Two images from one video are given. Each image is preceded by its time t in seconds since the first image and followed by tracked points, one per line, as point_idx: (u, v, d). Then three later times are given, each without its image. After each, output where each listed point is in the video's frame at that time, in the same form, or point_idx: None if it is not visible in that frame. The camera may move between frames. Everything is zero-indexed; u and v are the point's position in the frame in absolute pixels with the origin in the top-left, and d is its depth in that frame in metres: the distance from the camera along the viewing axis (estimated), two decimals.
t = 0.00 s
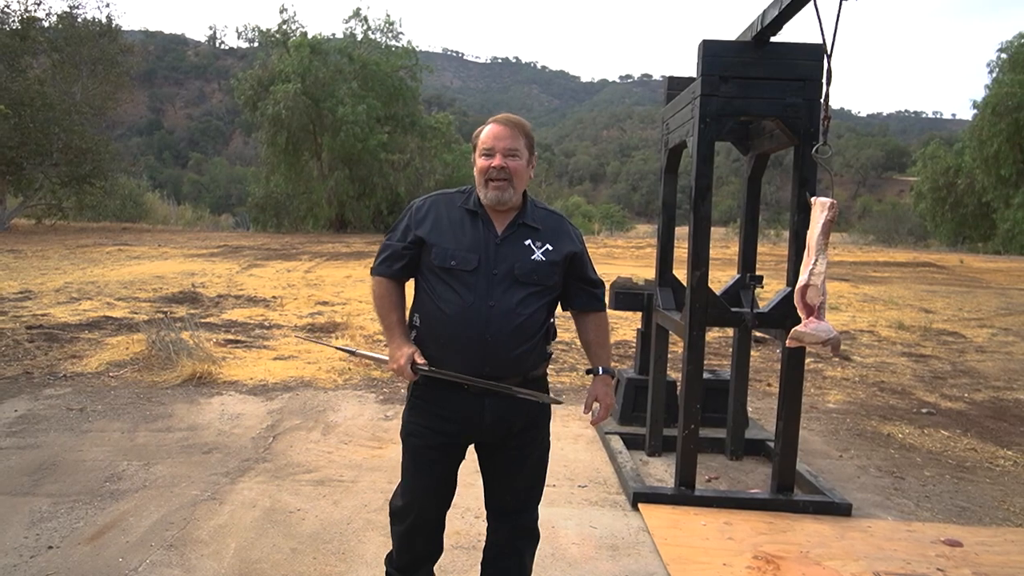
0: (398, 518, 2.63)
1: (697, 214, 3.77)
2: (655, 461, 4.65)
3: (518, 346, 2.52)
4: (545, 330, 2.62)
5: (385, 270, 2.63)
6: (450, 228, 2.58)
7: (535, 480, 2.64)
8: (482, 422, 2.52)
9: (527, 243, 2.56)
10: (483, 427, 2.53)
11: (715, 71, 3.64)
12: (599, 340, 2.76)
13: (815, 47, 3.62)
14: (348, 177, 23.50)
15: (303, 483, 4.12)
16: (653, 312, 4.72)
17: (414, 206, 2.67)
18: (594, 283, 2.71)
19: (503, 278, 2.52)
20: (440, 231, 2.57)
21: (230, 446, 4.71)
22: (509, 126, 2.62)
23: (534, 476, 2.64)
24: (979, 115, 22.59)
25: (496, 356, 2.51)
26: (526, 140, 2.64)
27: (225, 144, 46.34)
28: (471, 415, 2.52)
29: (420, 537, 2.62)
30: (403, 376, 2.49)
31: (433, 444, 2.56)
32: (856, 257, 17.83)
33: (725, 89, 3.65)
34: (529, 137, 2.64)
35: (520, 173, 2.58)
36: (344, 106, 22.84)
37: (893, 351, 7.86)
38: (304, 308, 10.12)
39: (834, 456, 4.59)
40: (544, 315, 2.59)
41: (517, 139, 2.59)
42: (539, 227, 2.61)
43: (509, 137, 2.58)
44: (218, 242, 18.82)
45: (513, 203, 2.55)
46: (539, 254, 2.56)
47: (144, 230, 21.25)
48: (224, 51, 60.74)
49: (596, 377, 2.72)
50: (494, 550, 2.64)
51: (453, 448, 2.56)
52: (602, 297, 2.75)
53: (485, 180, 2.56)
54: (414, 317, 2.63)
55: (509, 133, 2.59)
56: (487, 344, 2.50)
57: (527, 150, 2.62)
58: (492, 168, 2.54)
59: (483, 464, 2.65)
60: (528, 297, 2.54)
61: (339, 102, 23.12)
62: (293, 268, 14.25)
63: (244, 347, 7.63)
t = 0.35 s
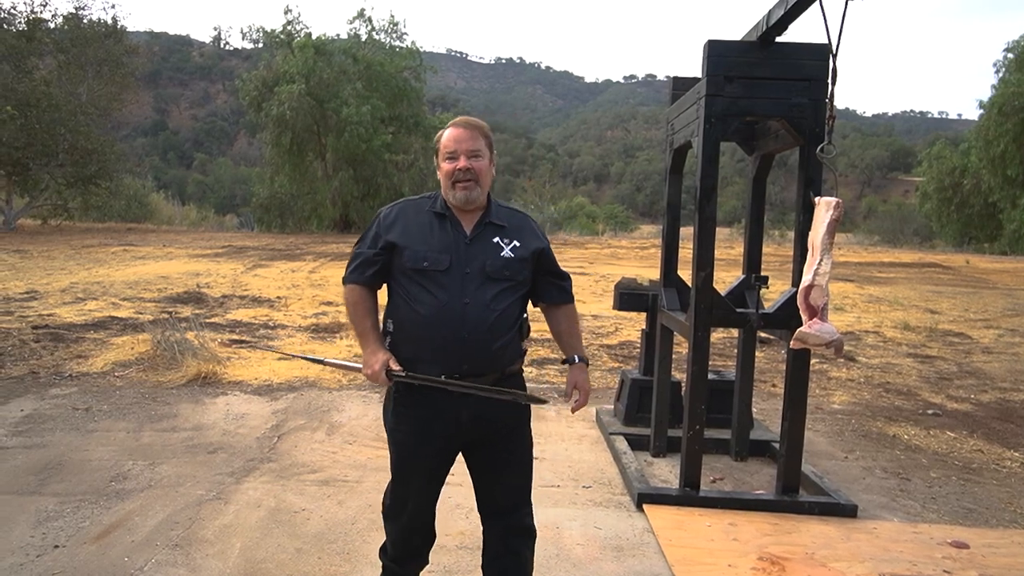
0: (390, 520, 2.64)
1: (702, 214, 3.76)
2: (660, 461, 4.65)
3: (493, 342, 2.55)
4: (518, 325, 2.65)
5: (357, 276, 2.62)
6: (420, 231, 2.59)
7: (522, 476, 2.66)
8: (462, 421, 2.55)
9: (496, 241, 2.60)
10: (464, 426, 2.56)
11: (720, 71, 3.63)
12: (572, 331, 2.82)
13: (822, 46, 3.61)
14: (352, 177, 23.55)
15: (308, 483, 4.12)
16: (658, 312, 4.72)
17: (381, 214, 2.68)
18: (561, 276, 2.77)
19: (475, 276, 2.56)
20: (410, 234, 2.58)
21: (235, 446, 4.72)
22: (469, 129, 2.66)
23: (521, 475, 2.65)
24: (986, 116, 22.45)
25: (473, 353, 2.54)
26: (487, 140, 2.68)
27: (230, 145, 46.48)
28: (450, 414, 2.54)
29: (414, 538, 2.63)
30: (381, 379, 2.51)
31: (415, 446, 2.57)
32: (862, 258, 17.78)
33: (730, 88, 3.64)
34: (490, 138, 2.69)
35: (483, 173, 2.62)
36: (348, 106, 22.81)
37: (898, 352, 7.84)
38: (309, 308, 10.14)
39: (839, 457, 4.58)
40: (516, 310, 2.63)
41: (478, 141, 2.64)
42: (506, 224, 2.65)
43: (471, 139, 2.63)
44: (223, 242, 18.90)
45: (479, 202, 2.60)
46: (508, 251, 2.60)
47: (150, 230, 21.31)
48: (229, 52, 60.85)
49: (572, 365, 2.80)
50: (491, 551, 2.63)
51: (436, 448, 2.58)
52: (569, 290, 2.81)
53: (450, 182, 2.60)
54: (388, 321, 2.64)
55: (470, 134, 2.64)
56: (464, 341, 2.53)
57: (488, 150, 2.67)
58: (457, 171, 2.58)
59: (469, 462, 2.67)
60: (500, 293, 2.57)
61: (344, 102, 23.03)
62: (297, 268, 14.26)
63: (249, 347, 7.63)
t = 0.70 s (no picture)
0: (380, 512, 2.74)
1: (707, 214, 3.76)
2: (665, 461, 4.65)
3: (462, 333, 2.61)
4: (484, 314, 2.72)
5: (325, 268, 2.66)
6: (385, 229, 2.66)
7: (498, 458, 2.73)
8: (437, 410, 2.62)
9: (459, 235, 2.66)
10: (438, 415, 2.64)
11: (726, 71, 3.63)
12: (532, 317, 2.86)
13: (829, 46, 3.60)
14: (357, 178, 23.58)
15: (313, 483, 4.13)
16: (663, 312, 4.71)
17: (346, 212, 2.73)
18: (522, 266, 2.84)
19: (442, 271, 2.62)
20: (376, 232, 2.65)
21: (241, 446, 4.73)
22: (427, 127, 2.70)
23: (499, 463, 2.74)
24: (992, 115, 22.34)
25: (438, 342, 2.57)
26: (445, 138, 2.73)
27: (234, 145, 46.60)
28: (424, 403, 2.62)
29: (400, 526, 2.73)
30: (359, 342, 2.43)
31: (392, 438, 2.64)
32: (867, 258, 17.75)
33: (736, 89, 3.64)
34: (448, 135, 2.73)
35: (442, 171, 2.67)
36: (353, 106, 22.80)
37: (904, 352, 7.82)
38: (314, 308, 10.15)
39: (844, 458, 4.57)
40: (481, 301, 2.70)
41: (436, 139, 2.67)
42: (469, 219, 2.71)
43: (429, 137, 2.67)
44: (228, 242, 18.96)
45: (439, 198, 2.66)
46: (471, 244, 2.67)
47: (155, 231, 21.38)
48: (233, 53, 60.93)
49: (530, 347, 2.82)
50: (476, 539, 2.71)
51: (414, 438, 2.65)
52: (530, 278, 2.87)
53: (410, 180, 2.65)
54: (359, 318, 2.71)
55: (428, 132, 2.67)
56: (430, 332, 2.57)
57: (447, 148, 2.71)
58: (417, 169, 2.63)
59: (447, 449, 2.75)
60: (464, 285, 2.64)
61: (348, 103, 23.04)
62: (302, 268, 14.29)
63: (254, 347, 7.65)
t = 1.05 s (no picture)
0: (388, 508, 2.74)
1: (713, 214, 3.75)
2: (669, 462, 4.64)
3: (473, 324, 2.81)
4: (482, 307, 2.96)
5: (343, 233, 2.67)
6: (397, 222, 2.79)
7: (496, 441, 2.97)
8: (450, 398, 2.79)
9: (463, 232, 2.88)
10: (449, 404, 2.80)
11: (730, 72, 3.62)
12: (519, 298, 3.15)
13: (835, 46, 3.59)
14: (361, 178, 23.59)
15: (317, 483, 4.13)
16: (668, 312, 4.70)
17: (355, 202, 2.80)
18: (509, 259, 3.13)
19: (453, 266, 2.81)
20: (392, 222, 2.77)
21: (245, 446, 4.73)
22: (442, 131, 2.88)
23: (496, 451, 2.96)
24: (997, 115, 22.22)
25: (454, 334, 2.75)
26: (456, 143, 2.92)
27: (238, 145, 46.67)
28: (439, 392, 2.76)
29: (409, 521, 2.74)
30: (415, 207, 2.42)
31: (407, 429, 2.74)
32: (871, 258, 17.71)
33: (741, 89, 3.63)
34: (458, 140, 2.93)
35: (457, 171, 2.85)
36: (356, 107, 22.85)
37: (909, 353, 7.80)
38: (318, 308, 10.16)
39: (850, 459, 4.56)
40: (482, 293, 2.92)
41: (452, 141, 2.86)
42: (466, 217, 2.93)
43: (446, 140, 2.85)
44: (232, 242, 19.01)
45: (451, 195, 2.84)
46: (473, 241, 2.90)
47: (159, 231, 21.44)
48: (238, 53, 61.00)
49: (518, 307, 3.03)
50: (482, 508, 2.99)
51: (427, 428, 2.77)
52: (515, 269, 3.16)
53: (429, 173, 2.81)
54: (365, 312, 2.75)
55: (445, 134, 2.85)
56: (442, 325, 2.72)
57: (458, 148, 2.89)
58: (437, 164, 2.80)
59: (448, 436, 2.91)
60: (472, 278, 2.85)
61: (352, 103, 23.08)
62: (306, 268, 14.30)
63: (258, 347, 7.65)
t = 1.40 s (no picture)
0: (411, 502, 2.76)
1: (713, 215, 3.75)
2: (671, 462, 4.64)
3: (501, 320, 2.94)
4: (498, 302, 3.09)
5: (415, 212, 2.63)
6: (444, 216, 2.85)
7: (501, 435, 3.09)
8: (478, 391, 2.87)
9: (488, 232, 3.02)
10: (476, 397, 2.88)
11: (732, 72, 3.62)
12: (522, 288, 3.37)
13: (836, 46, 3.58)
14: (363, 178, 23.62)
15: (319, 483, 4.14)
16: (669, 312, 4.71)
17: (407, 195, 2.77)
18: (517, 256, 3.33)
19: (486, 263, 2.92)
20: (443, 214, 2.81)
21: (247, 445, 4.74)
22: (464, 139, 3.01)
23: (499, 448, 3.06)
24: (1001, 115, 22.14)
25: (487, 329, 2.84)
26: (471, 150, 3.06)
27: (241, 146, 46.78)
28: (471, 386, 2.83)
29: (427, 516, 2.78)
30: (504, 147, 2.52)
31: (439, 422, 2.76)
32: (875, 257, 17.67)
33: (742, 89, 3.63)
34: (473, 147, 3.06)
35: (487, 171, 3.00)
36: (359, 107, 22.90)
37: (912, 353, 7.79)
38: (320, 308, 10.17)
39: (852, 459, 4.55)
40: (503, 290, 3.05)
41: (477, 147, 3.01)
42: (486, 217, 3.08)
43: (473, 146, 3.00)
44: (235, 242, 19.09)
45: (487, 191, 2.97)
46: (496, 240, 3.05)
47: (162, 231, 21.51)
48: (241, 53, 61.15)
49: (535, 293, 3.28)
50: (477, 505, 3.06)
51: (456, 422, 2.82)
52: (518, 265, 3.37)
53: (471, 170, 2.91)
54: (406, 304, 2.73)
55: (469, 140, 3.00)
56: (480, 321, 2.81)
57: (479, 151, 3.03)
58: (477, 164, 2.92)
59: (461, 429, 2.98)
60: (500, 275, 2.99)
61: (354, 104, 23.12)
62: (309, 268, 14.32)
63: (261, 347, 7.67)
